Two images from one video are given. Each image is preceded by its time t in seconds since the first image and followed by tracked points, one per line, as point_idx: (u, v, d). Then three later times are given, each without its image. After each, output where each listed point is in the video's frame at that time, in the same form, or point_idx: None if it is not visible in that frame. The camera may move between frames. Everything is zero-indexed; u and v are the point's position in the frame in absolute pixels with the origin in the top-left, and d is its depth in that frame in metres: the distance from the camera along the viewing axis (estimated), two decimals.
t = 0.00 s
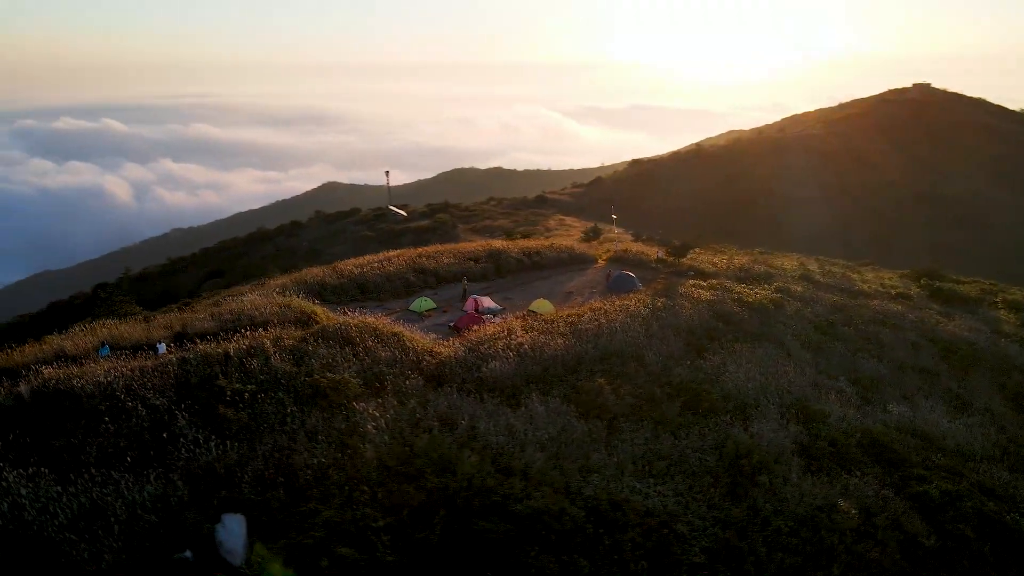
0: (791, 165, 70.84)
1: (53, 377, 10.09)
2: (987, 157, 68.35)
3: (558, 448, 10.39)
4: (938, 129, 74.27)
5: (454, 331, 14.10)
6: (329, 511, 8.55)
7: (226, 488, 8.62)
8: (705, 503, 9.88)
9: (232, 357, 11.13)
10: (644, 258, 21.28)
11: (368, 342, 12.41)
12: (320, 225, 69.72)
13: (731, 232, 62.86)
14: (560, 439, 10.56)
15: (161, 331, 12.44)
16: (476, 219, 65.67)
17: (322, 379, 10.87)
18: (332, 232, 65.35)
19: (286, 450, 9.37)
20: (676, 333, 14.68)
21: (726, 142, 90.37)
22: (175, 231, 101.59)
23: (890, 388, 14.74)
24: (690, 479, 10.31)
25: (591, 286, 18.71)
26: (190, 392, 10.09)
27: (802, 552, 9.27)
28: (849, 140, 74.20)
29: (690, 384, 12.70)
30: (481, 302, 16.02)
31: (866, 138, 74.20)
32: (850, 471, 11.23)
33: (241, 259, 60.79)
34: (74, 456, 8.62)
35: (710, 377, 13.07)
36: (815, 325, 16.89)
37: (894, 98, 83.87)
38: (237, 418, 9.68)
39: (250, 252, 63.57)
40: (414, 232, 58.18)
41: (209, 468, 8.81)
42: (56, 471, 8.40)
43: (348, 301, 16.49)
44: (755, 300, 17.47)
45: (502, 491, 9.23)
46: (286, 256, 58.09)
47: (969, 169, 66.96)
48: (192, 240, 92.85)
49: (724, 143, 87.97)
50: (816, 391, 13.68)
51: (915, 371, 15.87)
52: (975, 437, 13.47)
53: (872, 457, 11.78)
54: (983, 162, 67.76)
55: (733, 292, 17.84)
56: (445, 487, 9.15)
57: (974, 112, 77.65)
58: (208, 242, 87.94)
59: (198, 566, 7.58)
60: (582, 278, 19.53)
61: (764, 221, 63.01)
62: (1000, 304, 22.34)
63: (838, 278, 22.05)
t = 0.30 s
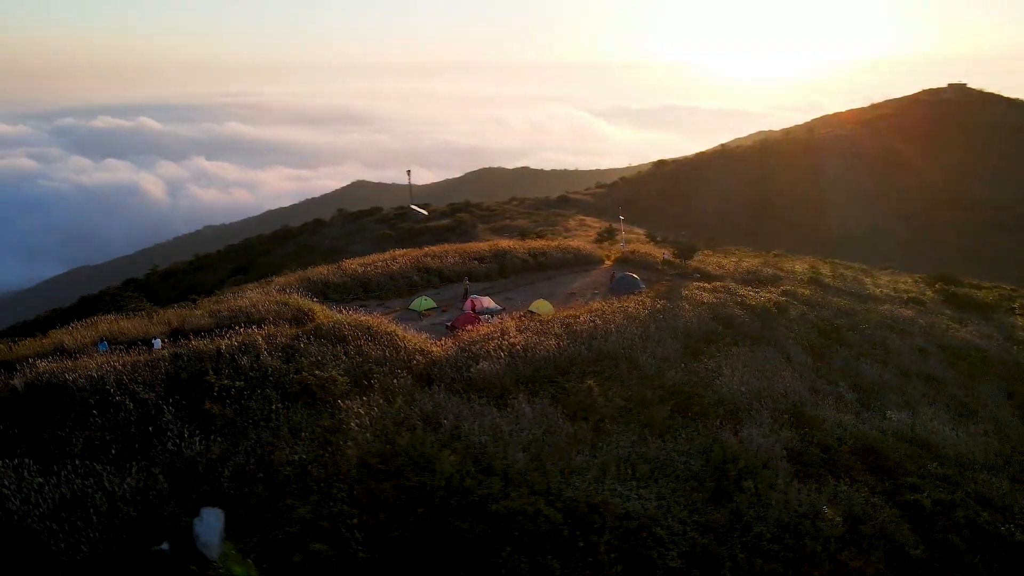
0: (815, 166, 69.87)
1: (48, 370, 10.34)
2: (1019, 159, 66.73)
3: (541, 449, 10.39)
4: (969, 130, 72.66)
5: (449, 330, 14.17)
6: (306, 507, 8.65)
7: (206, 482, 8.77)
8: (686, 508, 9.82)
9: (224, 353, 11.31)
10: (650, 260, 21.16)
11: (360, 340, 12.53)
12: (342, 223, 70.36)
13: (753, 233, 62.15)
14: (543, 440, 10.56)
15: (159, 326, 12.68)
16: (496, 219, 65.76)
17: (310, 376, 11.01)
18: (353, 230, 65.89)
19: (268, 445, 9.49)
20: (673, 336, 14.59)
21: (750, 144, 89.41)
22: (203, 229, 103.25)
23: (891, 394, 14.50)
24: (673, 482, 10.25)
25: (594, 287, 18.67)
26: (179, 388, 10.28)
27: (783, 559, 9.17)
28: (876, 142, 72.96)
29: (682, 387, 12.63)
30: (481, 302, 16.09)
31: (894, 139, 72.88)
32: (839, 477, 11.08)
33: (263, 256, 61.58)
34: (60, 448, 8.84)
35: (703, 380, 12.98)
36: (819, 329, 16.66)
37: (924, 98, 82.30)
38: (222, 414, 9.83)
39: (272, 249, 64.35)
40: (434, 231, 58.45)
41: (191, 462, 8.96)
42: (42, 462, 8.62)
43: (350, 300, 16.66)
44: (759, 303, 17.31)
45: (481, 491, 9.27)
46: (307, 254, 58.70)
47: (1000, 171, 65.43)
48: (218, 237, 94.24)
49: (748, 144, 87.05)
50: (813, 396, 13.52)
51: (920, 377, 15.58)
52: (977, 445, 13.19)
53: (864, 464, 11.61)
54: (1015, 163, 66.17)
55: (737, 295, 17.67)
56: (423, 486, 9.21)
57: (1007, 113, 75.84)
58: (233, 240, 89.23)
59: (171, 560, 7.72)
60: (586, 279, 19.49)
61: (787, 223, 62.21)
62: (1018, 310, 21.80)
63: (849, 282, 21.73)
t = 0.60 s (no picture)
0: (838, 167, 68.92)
1: (45, 365, 10.58)
2: None
3: (527, 449, 10.39)
4: (998, 131, 71.15)
5: (445, 330, 14.23)
6: (286, 503, 8.73)
7: (189, 476, 8.89)
8: (670, 511, 9.76)
9: (217, 350, 11.47)
10: (656, 261, 21.04)
11: (354, 338, 12.63)
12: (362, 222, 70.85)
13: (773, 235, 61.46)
14: (529, 441, 10.57)
15: (158, 321, 12.89)
16: (514, 219, 65.79)
17: (301, 373, 11.13)
18: (372, 229, 66.33)
19: (253, 441, 9.60)
20: (670, 338, 14.51)
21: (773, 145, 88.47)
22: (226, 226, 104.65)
23: (892, 400, 14.26)
24: (659, 486, 10.20)
25: (597, 288, 18.60)
26: (170, 383, 10.44)
27: (764, 564, 9.06)
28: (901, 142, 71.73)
29: (674, 390, 12.55)
30: (481, 302, 16.13)
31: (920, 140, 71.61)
32: (830, 484, 10.94)
33: (283, 254, 62.22)
34: (49, 441, 9.05)
35: (697, 383, 12.89)
36: (823, 333, 16.45)
37: (952, 99, 80.77)
38: (210, 409, 9.97)
39: (292, 247, 64.99)
40: (451, 230, 58.66)
41: (175, 457, 9.09)
42: (31, 455, 8.83)
43: (351, 299, 16.80)
44: (762, 305, 17.14)
45: (462, 491, 9.30)
46: (325, 252, 59.21)
47: None
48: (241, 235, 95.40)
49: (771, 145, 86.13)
50: (810, 401, 13.35)
51: (924, 383, 15.31)
52: (978, 454, 12.93)
53: (857, 471, 11.45)
54: None
55: (740, 297, 17.51)
56: (404, 484, 9.25)
57: None
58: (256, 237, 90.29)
59: (147, 554, 7.82)
60: (589, 279, 19.43)
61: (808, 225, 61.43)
62: None
63: (859, 286, 21.42)
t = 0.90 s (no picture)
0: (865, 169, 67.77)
1: (41, 358, 10.85)
2: None
3: (509, 451, 10.40)
4: None
5: (441, 330, 14.27)
6: (264, 499, 8.83)
7: (171, 471, 9.05)
8: (651, 516, 9.68)
9: (210, 347, 11.66)
10: (662, 263, 20.91)
11: (347, 338, 12.75)
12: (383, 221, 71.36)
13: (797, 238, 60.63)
14: (512, 442, 10.58)
15: (157, 317, 13.14)
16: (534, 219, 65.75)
17: (290, 371, 11.27)
18: (393, 228, 66.78)
19: (237, 437, 9.75)
20: (667, 341, 14.41)
21: (799, 146, 87.33)
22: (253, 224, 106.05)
23: (893, 407, 14.00)
24: (641, 489, 10.13)
25: (600, 290, 18.53)
26: (161, 379, 10.65)
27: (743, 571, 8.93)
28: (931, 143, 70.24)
29: (665, 393, 12.47)
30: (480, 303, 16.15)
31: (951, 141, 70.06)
32: (819, 491, 10.77)
33: (305, 252, 62.95)
34: (39, 434, 9.29)
35: (690, 387, 12.79)
36: (826, 338, 16.21)
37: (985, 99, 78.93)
38: (197, 405, 10.14)
39: (314, 246, 65.69)
40: (471, 230, 58.83)
41: (159, 452, 9.27)
42: (20, 447, 9.08)
43: (352, 298, 16.94)
44: (764, 309, 16.94)
45: (440, 490, 9.31)
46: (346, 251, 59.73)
47: None
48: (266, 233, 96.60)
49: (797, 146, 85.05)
50: (806, 406, 13.16)
51: (929, 391, 15.01)
52: (979, 463, 12.64)
53: (849, 479, 11.25)
54: None
55: (744, 301, 17.33)
56: (383, 482, 9.30)
57: None
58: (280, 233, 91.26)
59: (124, 545, 8.00)
60: (593, 281, 19.36)
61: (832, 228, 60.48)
62: None
63: (870, 290, 21.06)
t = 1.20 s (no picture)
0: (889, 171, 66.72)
1: (38, 353, 11.09)
2: None
3: (493, 451, 10.41)
4: None
5: (437, 329, 14.32)
6: (244, 494, 8.93)
7: (156, 465, 9.20)
8: (633, 520, 9.63)
9: (202, 344, 11.83)
10: (668, 265, 20.77)
11: (340, 336, 12.86)
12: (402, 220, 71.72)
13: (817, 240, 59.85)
14: (496, 442, 10.60)
15: (156, 314, 13.36)
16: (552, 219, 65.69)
17: (280, 368, 11.39)
18: (411, 227, 67.11)
19: (223, 433, 9.87)
20: (663, 343, 14.33)
21: (822, 147, 86.20)
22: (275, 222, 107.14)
23: (893, 413, 13.78)
24: (624, 493, 10.08)
25: (602, 291, 18.47)
26: (152, 375, 10.83)
27: None
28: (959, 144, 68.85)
29: (656, 396, 12.40)
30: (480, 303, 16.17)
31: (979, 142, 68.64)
32: (808, 497, 10.64)
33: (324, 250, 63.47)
34: (29, 427, 9.50)
35: (682, 389, 12.71)
36: (828, 342, 16.00)
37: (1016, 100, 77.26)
38: (185, 401, 10.28)
39: (332, 244, 66.25)
40: (488, 229, 58.92)
41: (144, 447, 9.43)
42: (9, 440, 9.29)
43: (354, 297, 17.07)
44: (766, 312, 16.77)
45: (419, 489, 9.34)
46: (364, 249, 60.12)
47: None
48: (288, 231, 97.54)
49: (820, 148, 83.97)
50: (801, 411, 13.00)
51: (932, 398, 14.73)
52: (978, 472, 12.39)
53: (840, 485, 11.08)
54: None
55: (746, 304, 17.16)
56: (364, 480, 9.35)
57: None
58: (299, 227, 91.92)
59: (104, 539, 8.14)
60: (597, 282, 19.30)
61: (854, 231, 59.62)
62: None
63: (880, 295, 20.73)
